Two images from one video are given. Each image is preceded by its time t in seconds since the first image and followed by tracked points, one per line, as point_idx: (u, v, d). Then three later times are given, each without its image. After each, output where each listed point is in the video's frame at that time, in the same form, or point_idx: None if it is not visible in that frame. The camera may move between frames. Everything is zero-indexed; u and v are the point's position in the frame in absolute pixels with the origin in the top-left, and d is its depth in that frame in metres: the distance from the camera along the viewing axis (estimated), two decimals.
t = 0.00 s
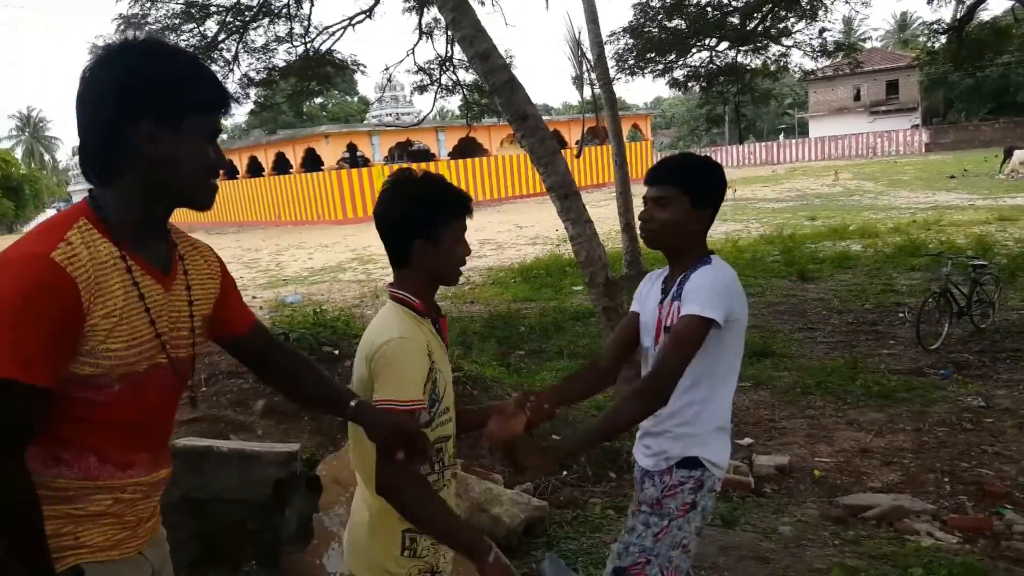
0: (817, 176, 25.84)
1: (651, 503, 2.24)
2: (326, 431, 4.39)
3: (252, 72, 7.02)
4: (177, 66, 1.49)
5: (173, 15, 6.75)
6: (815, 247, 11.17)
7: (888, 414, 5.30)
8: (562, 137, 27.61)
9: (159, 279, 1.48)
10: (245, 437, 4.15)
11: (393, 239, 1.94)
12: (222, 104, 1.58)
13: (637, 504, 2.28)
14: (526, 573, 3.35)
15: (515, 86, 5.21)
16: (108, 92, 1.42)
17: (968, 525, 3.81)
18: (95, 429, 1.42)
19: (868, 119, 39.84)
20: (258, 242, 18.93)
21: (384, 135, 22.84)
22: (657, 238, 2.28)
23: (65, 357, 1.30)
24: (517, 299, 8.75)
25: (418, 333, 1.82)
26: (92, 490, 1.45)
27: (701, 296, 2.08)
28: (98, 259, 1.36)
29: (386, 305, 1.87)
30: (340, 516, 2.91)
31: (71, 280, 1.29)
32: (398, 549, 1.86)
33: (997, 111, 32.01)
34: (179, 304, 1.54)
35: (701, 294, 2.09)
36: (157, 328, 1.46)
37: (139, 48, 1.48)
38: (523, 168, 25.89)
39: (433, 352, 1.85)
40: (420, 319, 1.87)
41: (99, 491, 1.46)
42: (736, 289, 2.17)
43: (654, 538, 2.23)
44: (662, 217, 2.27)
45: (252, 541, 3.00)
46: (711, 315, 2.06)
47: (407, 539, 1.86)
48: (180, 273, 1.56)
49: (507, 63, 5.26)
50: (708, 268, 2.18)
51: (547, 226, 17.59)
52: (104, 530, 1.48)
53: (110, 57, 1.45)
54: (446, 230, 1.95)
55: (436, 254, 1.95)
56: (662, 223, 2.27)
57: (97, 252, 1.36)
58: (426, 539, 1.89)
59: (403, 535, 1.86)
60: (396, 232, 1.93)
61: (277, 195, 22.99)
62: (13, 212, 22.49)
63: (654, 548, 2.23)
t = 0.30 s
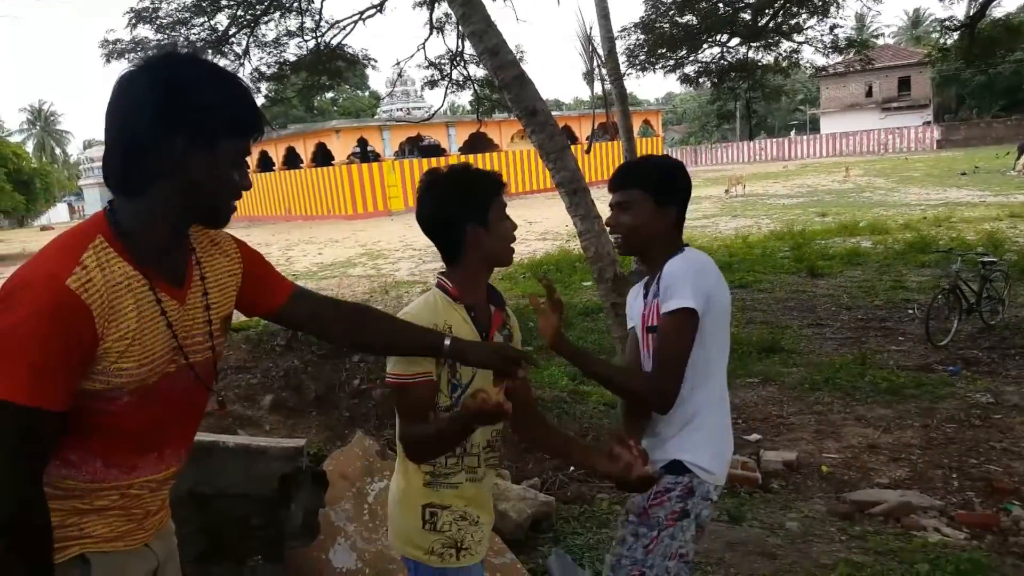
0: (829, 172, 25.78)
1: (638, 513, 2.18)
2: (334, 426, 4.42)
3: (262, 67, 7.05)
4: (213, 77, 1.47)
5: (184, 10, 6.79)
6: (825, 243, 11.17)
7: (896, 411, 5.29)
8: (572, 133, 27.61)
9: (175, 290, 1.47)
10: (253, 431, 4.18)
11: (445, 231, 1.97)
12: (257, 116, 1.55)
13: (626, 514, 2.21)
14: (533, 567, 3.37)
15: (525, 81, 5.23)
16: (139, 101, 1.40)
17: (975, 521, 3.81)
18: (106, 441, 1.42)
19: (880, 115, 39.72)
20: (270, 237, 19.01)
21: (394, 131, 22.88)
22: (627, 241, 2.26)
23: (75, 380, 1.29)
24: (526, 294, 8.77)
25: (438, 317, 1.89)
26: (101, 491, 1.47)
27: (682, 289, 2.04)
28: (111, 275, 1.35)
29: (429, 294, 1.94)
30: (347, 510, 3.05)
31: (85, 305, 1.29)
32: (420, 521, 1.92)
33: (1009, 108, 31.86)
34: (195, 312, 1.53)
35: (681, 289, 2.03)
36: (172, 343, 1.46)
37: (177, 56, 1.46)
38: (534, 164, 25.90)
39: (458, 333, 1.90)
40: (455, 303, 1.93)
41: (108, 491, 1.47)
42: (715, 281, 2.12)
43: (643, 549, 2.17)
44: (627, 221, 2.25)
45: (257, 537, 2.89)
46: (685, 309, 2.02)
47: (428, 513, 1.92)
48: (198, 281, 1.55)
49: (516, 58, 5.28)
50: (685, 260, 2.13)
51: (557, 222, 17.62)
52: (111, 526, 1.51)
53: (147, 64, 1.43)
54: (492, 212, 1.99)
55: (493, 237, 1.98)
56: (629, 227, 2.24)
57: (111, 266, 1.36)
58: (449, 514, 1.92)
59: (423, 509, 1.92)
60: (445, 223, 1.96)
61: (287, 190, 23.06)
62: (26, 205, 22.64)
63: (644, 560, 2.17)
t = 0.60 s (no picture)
0: (835, 171, 25.73)
1: (690, 513, 2.24)
2: (338, 424, 4.43)
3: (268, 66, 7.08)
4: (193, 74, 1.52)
5: (190, 9, 6.80)
6: (831, 242, 11.15)
7: (901, 411, 5.28)
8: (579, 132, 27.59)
9: (149, 284, 1.53)
10: (257, 430, 4.19)
11: (452, 220, 2.10)
12: (239, 111, 1.60)
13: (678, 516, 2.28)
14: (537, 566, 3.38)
15: (529, 80, 5.24)
16: (120, 98, 1.46)
17: (981, 522, 3.80)
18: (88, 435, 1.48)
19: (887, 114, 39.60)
20: (276, 235, 19.03)
21: (400, 130, 22.89)
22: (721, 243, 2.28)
23: (47, 372, 1.34)
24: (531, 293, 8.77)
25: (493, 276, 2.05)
26: (99, 486, 1.52)
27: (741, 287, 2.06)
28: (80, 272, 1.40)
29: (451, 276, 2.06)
30: (349, 510, 3.07)
31: (51, 300, 1.34)
32: (489, 502, 2.02)
33: (1016, 107, 31.75)
34: (171, 305, 1.58)
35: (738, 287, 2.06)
36: (147, 335, 1.51)
37: (157, 54, 1.51)
38: (540, 163, 25.91)
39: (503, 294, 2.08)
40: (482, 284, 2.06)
41: (103, 487, 1.52)
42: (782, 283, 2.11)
43: (691, 552, 2.23)
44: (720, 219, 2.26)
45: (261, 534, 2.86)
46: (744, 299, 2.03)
47: (496, 490, 2.03)
48: (172, 273, 1.60)
49: (521, 57, 5.29)
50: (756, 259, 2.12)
51: (563, 221, 17.61)
52: (117, 520, 1.55)
53: (125, 62, 1.48)
54: (498, 200, 2.10)
55: (499, 225, 2.10)
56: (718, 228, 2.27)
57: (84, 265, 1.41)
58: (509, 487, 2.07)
59: (493, 487, 2.03)
60: (452, 213, 2.09)
61: (293, 189, 23.07)
62: (33, 204, 22.66)
63: (691, 563, 2.23)
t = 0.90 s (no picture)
0: (840, 172, 25.70)
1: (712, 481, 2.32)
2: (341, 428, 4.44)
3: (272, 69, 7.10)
4: (128, 55, 1.53)
5: (195, 13, 6.82)
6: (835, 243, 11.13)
7: (906, 412, 5.27)
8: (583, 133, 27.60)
9: (114, 280, 1.54)
10: (261, 434, 4.19)
11: (496, 214, 2.05)
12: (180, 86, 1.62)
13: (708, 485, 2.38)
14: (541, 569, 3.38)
15: (532, 82, 5.26)
16: (58, 89, 1.46)
17: (985, 523, 3.79)
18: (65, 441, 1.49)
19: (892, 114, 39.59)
20: (282, 237, 19.08)
21: (405, 132, 22.92)
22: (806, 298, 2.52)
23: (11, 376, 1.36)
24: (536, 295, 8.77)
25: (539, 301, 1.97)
26: (85, 499, 1.53)
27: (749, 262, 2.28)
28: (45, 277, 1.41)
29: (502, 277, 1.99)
30: (353, 513, 3.07)
31: (13, 304, 1.35)
32: (523, 519, 1.97)
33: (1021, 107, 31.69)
34: (139, 303, 1.59)
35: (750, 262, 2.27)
36: (116, 332, 1.52)
37: (90, 40, 1.52)
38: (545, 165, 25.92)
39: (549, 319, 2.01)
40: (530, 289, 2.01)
41: (90, 498, 1.54)
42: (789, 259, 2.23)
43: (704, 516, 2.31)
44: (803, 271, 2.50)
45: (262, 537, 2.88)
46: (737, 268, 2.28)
47: (532, 507, 1.99)
48: (138, 272, 1.61)
49: (524, 59, 5.30)
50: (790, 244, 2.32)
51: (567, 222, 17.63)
52: (109, 530, 1.56)
53: (59, 53, 1.47)
54: (544, 200, 2.07)
55: (543, 224, 2.07)
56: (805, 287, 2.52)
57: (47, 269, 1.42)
58: (547, 504, 2.01)
59: (527, 505, 1.98)
60: (498, 207, 2.05)
61: (297, 191, 23.09)
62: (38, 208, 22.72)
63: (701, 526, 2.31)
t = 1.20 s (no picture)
0: (841, 172, 25.70)
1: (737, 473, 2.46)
2: (341, 432, 4.46)
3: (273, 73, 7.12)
4: (73, 38, 1.54)
5: (195, 17, 6.84)
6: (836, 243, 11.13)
7: (907, 412, 5.28)
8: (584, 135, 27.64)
9: (75, 267, 1.56)
10: (261, 438, 4.21)
11: (548, 212, 2.07)
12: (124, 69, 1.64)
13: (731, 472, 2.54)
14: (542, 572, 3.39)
15: (532, 85, 5.28)
16: (10, 73, 1.45)
17: (987, 523, 3.79)
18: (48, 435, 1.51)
19: (892, 114, 39.56)
20: (284, 241, 19.10)
21: (406, 135, 22.95)
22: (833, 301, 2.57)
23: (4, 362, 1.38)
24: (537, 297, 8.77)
25: (555, 311, 2.01)
26: (72, 496, 1.56)
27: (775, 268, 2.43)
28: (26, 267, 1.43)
29: (536, 285, 2.05)
30: (354, 517, 3.08)
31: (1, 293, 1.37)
32: (540, 514, 2.07)
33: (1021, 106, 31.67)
34: (99, 288, 1.63)
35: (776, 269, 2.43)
36: (86, 318, 1.55)
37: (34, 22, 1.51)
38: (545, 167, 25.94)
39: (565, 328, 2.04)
40: (558, 298, 2.05)
41: (77, 495, 1.57)
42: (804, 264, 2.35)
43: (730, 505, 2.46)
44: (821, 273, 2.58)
45: (262, 543, 2.91)
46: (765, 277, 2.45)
47: (549, 503, 2.07)
48: (91, 259, 1.64)
49: (524, 62, 5.32)
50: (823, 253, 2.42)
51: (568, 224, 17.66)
52: (95, 527, 1.60)
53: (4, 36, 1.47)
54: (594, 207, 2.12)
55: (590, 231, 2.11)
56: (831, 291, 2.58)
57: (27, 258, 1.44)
58: (565, 501, 2.09)
59: (544, 500, 2.07)
60: (550, 205, 2.07)
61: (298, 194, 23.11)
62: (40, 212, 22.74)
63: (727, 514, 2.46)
